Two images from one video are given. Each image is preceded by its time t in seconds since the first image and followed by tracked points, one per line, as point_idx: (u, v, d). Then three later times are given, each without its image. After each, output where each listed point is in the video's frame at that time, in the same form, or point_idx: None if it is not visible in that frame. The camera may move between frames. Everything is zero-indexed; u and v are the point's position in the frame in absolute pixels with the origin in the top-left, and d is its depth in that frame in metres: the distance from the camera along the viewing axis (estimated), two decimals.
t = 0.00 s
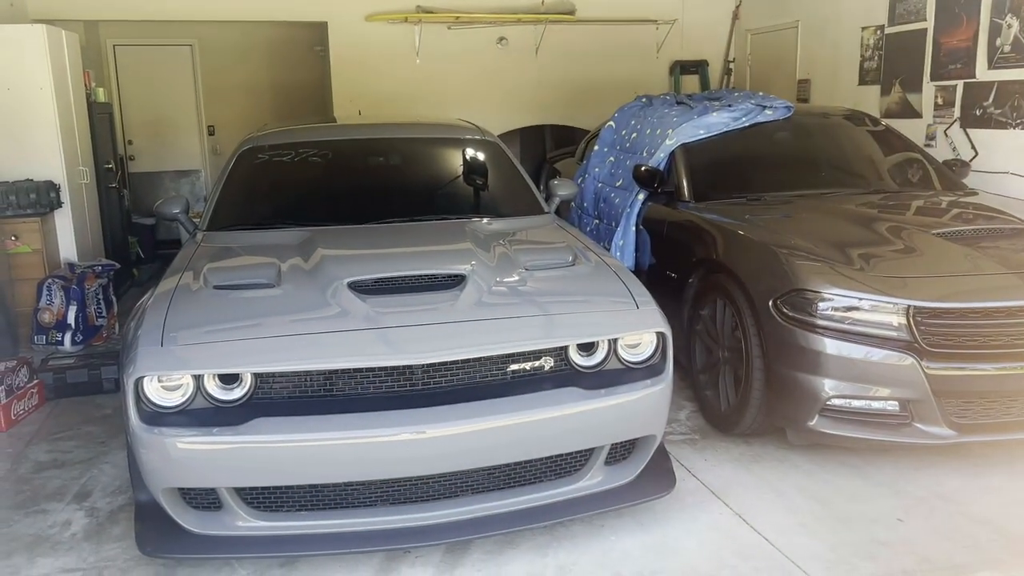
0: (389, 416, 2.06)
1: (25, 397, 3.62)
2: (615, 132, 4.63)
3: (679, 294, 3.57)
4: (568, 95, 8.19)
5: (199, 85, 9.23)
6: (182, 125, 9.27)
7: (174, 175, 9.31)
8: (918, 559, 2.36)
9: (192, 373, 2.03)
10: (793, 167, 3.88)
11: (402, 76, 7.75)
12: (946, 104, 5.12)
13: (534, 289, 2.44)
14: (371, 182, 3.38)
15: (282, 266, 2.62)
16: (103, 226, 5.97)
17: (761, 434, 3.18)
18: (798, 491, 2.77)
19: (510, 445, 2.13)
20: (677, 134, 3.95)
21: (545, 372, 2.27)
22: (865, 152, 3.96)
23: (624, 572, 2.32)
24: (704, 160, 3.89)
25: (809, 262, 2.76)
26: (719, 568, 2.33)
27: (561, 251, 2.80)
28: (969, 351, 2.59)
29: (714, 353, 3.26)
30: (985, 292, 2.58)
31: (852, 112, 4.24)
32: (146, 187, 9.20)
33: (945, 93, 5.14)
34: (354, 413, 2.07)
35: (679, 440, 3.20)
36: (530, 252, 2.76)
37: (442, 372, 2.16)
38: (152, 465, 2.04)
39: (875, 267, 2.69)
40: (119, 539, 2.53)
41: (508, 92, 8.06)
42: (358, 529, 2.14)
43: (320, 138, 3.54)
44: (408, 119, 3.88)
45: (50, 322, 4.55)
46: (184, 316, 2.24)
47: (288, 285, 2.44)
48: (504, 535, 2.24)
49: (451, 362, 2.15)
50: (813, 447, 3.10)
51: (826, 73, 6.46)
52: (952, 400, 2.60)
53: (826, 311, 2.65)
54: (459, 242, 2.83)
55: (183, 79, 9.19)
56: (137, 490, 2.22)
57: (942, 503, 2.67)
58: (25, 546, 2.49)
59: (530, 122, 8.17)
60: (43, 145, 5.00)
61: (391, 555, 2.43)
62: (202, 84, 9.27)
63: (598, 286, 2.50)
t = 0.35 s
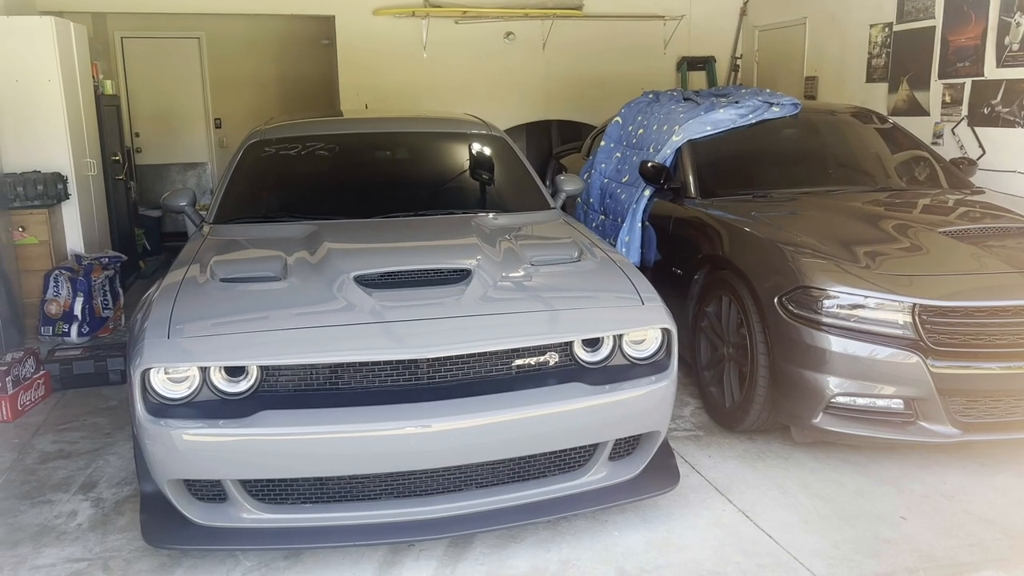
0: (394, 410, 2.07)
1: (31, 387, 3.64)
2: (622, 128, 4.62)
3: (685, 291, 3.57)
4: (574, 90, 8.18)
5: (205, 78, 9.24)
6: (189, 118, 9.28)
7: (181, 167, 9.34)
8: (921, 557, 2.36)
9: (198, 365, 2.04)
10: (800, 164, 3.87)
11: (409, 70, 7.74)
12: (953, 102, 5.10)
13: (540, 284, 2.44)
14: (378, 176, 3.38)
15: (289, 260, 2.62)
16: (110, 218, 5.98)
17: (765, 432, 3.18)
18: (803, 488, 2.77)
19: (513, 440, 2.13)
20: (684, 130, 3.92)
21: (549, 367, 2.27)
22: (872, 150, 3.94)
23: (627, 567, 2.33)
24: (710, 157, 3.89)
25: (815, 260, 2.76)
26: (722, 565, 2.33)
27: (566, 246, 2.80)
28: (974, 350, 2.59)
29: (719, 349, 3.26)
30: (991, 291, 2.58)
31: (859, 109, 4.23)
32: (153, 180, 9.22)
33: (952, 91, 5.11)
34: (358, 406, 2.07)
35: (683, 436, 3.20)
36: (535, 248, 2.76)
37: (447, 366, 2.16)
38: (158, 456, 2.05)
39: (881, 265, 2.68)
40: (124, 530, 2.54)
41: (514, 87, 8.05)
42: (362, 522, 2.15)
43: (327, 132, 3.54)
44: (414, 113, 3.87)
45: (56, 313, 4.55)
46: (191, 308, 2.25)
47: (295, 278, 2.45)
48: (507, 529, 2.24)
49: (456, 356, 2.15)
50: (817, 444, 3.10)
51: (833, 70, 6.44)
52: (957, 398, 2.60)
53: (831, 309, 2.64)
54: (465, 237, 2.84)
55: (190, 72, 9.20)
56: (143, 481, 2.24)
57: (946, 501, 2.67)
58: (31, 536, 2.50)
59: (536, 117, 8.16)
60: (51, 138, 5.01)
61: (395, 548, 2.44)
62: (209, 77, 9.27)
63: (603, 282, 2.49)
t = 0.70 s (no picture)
0: (397, 404, 2.07)
1: (35, 379, 3.65)
2: (626, 124, 4.61)
3: (689, 287, 3.56)
4: (580, 86, 8.16)
5: (211, 71, 9.24)
6: (194, 111, 9.29)
7: (186, 160, 9.34)
8: (923, 555, 2.36)
9: (202, 358, 2.04)
10: (805, 161, 3.86)
11: (414, 65, 7.73)
12: (960, 100, 5.07)
13: (543, 279, 2.44)
14: (382, 170, 3.38)
15: (293, 253, 2.63)
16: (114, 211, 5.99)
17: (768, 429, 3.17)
18: (805, 486, 2.77)
19: (515, 435, 2.13)
20: (690, 126, 3.91)
21: (552, 363, 2.27)
22: (878, 147, 3.93)
23: (629, 563, 2.33)
24: (715, 153, 3.88)
25: (819, 257, 2.75)
26: (724, 562, 2.33)
27: (570, 242, 2.80)
28: (979, 349, 2.58)
29: (723, 346, 3.26)
30: (996, 290, 2.57)
31: (865, 107, 4.21)
32: (158, 173, 9.23)
33: (959, 88, 5.09)
34: (361, 400, 2.07)
35: (686, 433, 3.20)
36: (539, 243, 2.76)
37: (450, 361, 2.16)
38: (161, 449, 2.05)
39: (886, 263, 2.67)
40: (127, 521, 2.55)
41: (519, 82, 8.04)
42: (364, 516, 2.15)
43: (332, 126, 3.53)
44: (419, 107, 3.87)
45: (60, 305, 4.57)
46: (195, 301, 2.25)
47: (299, 272, 2.45)
48: (509, 525, 2.25)
49: (458, 351, 2.15)
50: (820, 442, 3.09)
51: (840, 67, 6.41)
52: (960, 397, 2.59)
53: (836, 306, 2.63)
54: (469, 232, 2.83)
55: (195, 65, 9.20)
56: (146, 474, 2.24)
57: (949, 500, 2.66)
58: (35, 527, 2.51)
59: (541, 113, 8.14)
60: (56, 130, 5.02)
61: (397, 542, 2.45)
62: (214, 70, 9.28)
63: (607, 278, 2.49)
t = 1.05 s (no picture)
0: (401, 396, 2.08)
1: (40, 370, 3.67)
2: (630, 118, 4.60)
3: (692, 282, 3.56)
4: (584, 80, 8.15)
5: (215, 65, 9.25)
6: (198, 105, 9.29)
7: (190, 153, 9.35)
8: (924, 550, 2.36)
9: (207, 349, 2.06)
10: (810, 156, 3.85)
11: (418, 59, 7.73)
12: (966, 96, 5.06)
13: (547, 273, 2.44)
14: (386, 164, 3.38)
15: (298, 246, 2.64)
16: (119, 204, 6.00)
17: (770, 424, 3.18)
18: (807, 481, 2.77)
19: (518, 428, 2.14)
20: (694, 121, 3.82)
21: (555, 356, 2.28)
22: (882, 143, 3.92)
23: (630, 556, 2.34)
24: (719, 148, 3.87)
25: (823, 252, 2.75)
26: (726, 555, 2.34)
27: (574, 236, 2.80)
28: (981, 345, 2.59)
29: (725, 341, 3.26)
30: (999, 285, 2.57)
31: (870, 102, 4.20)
32: (163, 166, 9.24)
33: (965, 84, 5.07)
34: (365, 393, 2.09)
35: (688, 427, 3.21)
36: (543, 237, 2.77)
37: (453, 354, 2.17)
38: (166, 439, 2.07)
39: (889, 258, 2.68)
40: (132, 511, 2.57)
41: (523, 77, 8.03)
42: (367, 507, 2.16)
43: (336, 120, 3.54)
44: (423, 101, 3.87)
45: (65, 297, 4.59)
46: (200, 293, 2.26)
47: (304, 264, 2.46)
48: (511, 517, 2.26)
49: (461, 344, 2.16)
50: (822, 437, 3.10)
51: (845, 62, 6.39)
52: (963, 392, 2.59)
53: (839, 302, 2.64)
54: (473, 226, 2.84)
55: (200, 58, 9.21)
56: (151, 464, 2.26)
57: (951, 496, 2.66)
58: (40, 516, 2.53)
59: (546, 107, 8.14)
60: (61, 122, 5.03)
61: (400, 533, 2.46)
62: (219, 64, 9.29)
63: (610, 272, 2.49)
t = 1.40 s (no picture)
0: (404, 392, 2.08)
1: (43, 365, 3.67)
2: (633, 114, 4.61)
3: (695, 278, 3.56)
4: (586, 76, 8.13)
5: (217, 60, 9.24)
6: (200, 100, 9.29)
7: (192, 149, 9.35)
8: (927, 547, 2.36)
9: (211, 344, 2.05)
10: (813, 152, 3.85)
11: (420, 54, 7.71)
12: (969, 92, 5.05)
13: (550, 270, 2.44)
14: (389, 159, 3.38)
15: (301, 242, 2.63)
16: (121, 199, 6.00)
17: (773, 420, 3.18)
18: (810, 477, 2.78)
19: (521, 424, 2.14)
20: (696, 117, 3.89)
21: (559, 352, 2.28)
22: (886, 139, 3.92)
23: (633, 552, 2.34)
24: (723, 144, 3.87)
25: (826, 248, 2.75)
26: (728, 551, 2.35)
27: (577, 232, 2.80)
28: (985, 342, 2.58)
29: (728, 337, 3.26)
30: (1003, 282, 2.57)
31: (873, 98, 4.20)
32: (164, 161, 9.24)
33: (969, 80, 5.06)
34: (368, 388, 2.09)
35: (691, 423, 3.21)
36: (547, 233, 2.76)
37: (457, 350, 2.17)
38: (170, 434, 2.07)
39: (893, 255, 2.67)
40: (135, 506, 2.57)
41: (525, 72, 8.01)
42: (370, 503, 2.17)
43: (338, 115, 3.53)
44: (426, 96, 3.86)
45: (68, 292, 4.59)
46: (204, 288, 2.26)
47: (307, 260, 2.46)
48: (514, 513, 2.26)
49: (465, 340, 2.16)
50: (825, 433, 3.10)
51: (848, 58, 6.37)
52: (966, 389, 2.59)
53: (842, 298, 2.63)
54: (476, 222, 2.84)
55: (202, 54, 9.20)
56: (155, 459, 2.26)
57: (954, 493, 2.66)
58: (44, 511, 2.54)
59: (548, 103, 8.13)
60: (62, 117, 5.03)
61: (404, 529, 2.47)
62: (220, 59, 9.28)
63: (614, 268, 2.49)
